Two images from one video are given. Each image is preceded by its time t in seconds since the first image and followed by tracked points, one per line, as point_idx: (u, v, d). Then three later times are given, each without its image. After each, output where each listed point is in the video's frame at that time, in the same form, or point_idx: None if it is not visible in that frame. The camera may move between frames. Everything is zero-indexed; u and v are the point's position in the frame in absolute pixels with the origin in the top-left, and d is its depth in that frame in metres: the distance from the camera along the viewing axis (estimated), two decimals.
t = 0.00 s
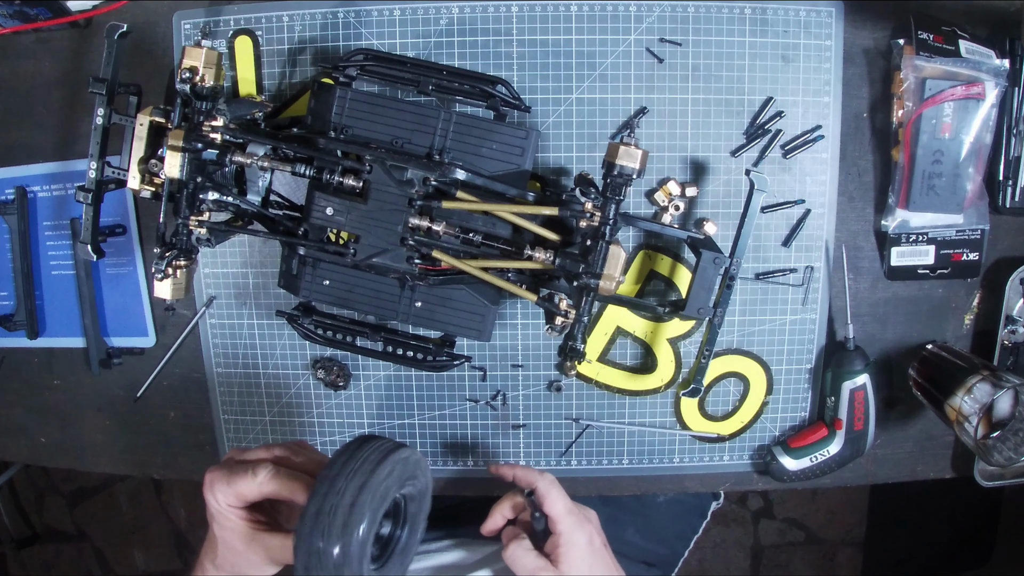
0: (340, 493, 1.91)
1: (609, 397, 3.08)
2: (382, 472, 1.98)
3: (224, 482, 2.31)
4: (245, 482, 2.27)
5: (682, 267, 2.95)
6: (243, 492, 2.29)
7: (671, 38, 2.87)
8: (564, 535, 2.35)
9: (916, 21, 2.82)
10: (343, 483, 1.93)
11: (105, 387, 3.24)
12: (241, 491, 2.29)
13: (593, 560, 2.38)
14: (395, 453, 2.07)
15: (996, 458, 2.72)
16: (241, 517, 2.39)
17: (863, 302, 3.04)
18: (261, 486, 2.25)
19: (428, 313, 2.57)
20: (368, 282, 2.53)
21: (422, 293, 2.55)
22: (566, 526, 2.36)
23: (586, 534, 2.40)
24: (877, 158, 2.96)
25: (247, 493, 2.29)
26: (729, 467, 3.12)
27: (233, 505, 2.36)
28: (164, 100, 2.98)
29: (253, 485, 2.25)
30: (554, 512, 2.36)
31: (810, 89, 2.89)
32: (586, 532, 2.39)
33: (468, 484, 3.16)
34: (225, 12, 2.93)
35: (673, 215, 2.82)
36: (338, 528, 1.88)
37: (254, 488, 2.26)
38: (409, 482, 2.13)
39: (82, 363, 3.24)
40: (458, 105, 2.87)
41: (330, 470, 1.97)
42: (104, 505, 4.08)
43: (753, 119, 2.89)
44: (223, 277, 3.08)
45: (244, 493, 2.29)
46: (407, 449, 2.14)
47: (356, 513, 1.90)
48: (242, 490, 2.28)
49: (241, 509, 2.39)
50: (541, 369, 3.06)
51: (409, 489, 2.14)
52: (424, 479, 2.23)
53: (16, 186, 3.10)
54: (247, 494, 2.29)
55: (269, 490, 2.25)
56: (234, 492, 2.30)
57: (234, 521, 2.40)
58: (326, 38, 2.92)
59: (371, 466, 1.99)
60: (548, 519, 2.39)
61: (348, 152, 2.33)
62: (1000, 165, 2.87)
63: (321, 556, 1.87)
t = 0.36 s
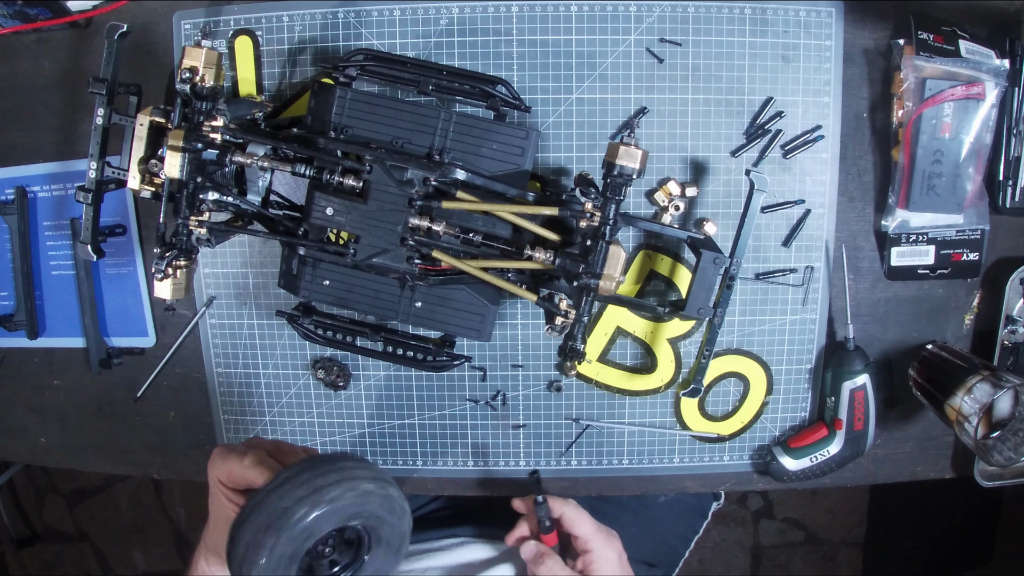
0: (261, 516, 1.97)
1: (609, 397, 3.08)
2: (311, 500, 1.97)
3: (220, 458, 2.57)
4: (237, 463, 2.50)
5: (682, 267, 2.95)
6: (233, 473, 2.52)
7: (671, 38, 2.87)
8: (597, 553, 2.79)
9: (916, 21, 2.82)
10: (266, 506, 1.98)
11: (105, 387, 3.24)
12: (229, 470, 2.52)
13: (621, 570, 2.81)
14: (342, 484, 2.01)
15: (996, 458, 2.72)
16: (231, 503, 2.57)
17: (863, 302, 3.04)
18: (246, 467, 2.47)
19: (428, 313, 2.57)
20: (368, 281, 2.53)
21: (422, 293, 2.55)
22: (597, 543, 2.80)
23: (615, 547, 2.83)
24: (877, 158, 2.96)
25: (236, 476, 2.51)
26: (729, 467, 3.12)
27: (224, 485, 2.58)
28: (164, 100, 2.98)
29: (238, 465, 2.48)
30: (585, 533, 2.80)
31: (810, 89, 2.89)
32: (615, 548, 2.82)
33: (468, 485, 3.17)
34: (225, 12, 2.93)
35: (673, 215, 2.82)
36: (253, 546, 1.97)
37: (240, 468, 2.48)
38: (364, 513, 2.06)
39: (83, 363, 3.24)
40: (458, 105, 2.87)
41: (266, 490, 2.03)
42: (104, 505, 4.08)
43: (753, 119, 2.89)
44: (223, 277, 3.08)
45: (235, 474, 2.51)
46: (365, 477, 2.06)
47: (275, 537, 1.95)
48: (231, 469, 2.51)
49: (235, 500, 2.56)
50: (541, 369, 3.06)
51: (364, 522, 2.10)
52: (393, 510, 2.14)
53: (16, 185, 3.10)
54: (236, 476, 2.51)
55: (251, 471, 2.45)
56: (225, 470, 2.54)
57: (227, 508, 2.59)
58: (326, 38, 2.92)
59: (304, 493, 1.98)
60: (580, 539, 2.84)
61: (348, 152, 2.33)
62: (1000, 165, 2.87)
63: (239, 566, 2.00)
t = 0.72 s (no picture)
0: (259, 512, 2.01)
1: (609, 397, 3.08)
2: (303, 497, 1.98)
3: (241, 448, 2.61)
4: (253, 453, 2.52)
5: (683, 267, 2.95)
6: (249, 463, 2.53)
7: (671, 38, 2.87)
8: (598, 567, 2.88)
9: (916, 21, 2.82)
10: (262, 503, 2.02)
11: (105, 387, 3.24)
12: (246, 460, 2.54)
13: None
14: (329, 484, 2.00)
15: (996, 458, 2.72)
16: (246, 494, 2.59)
17: (863, 302, 3.04)
18: (262, 457, 2.48)
19: (428, 313, 2.57)
20: (368, 282, 2.53)
21: (422, 293, 2.55)
22: (597, 556, 2.90)
23: (616, 559, 2.92)
24: (877, 158, 2.96)
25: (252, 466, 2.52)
26: (729, 467, 3.12)
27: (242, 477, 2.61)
28: (164, 100, 2.98)
29: (256, 456, 2.50)
30: (583, 548, 2.90)
31: (810, 89, 2.89)
32: (615, 558, 2.92)
33: (468, 485, 3.17)
34: (225, 12, 2.93)
35: (673, 215, 2.82)
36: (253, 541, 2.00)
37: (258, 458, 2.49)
38: (360, 511, 2.04)
39: (83, 363, 3.24)
40: (458, 105, 2.87)
41: (265, 487, 2.06)
42: (104, 505, 4.08)
43: (753, 119, 2.89)
44: (223, 277, 3.08)
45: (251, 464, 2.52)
46: (353, 477, 2.03)
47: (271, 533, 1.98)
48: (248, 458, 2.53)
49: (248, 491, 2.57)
50: (541, 369, 3.06)
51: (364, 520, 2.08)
52: (396, 516, 2.12)
53: (16, 185, 3.10)
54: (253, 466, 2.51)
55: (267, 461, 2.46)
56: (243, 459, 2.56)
57: (240, 500, 2.61)
58: (326, 38, 2.92)
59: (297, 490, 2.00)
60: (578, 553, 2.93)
61: (348, 152, 2.33)
62: (1000, 165, 2.87)
63: (241, 561, 2.04)
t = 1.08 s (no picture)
0: (270, 502, 2.01)
1: (609, 397, 3.08)
2: (318, 484, 2.01)
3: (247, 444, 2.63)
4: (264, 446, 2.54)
5: (683, 266, 2.95)
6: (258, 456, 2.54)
7: (671, 38, 2.87)
8: None
9: (916, 21, 2.82)
10: (275, 493, 2.02)
11: (105, 387, 3.24)
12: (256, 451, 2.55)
13: None
14: (345, 472, 2.03)
15: (996, 458, 2.72)
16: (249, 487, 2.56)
17: (863, 302, 3.04)
18: (272, 448, 2.50)
19: (428, 313, 2.57)
20: (368, 282, 2.53)
21: (422, 293, 2.55)
22: None
23: None
24: (877, 158, 2.96)
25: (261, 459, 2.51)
26: (729, 467, 3.12)
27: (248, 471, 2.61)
28: (164, 101, 2.98)
29: (266, 447, 2.52)
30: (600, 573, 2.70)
31: (810, 89, 2.89)
32: None
33: (469, 485, 3.17)
34: (225, 12, 2.93)
35: (673, 215, 2.82)
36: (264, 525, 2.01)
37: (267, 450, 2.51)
38: (371, 499, 2.08)
39: (83, 363, 3.24)
40: (458, 105, 2.87)
41: (276, 475, 2.07)
42: (104, 505, 4.08)
43: (753, 119, 2.89)
44: (223, 277, 3.07)
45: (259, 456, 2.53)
46: (369, 466, 2.07)
47: (284, 518, 1.99)
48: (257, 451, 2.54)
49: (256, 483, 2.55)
50: (541, 369, 3.06)
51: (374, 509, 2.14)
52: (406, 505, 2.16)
53: (16, 185, 3.10)
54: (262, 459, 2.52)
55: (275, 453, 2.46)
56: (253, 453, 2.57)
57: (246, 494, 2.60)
58: (326, 38, 2.92)
59: (312, 477, 2.02)
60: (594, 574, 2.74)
61: (348, 152, 2.33)
62: (1000, 165, 2.87)
63: (252, 548, 2.04)
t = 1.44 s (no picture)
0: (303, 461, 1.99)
1: (609, 397, 3.08)
2: (360, 445, 2.01)
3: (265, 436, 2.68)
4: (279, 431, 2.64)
5: (683, 267, 2.95)
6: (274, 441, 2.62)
7: (671, 38, 2.87)
8: None
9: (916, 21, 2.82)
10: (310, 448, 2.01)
11: (104, 387, 3.24)
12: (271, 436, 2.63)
13: None
14: (386, 437, 2.06)
15: (996, 458, 2.72)
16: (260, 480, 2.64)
17: (863, 302, 3.04)
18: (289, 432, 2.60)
19: (428, 313, 2.57)
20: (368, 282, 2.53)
21: (422, 293, 2.55)
22: None
23: None
24: (877, 158, 2.96)
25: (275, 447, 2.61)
26: (729, 467, 3.12)
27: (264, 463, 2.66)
28: (164, 101, 2.98)
29: (282, 431, 2.61)
30: None
31: (810, 89, 2.89)
32: None
33: (469, 484, 3.18)
34: (225, 12, 2.93)
35: (673, 215, 2.82)
36: (304, 482, 1.97)
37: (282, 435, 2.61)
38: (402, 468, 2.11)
39: (83, 363, 3.24)
40: (458, 105, 2.87)
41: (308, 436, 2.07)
42: (103, 505, 4.08)
43: (753, 119, 2.89)
44: (223, 278, 3.08)
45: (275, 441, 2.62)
46: (406, 435, 2.13)
47: (325, 475, 1.96)
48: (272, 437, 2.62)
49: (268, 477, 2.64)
50: (541, 369, 3.06)
51: (400, 480, 2.15)
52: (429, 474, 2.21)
53: (16, 186, 3.10)
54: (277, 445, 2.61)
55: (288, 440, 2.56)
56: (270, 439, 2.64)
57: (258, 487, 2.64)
58: (326, 38, 2.92)
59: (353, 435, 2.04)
60: None
61: (348, 152, 2.33)
62: (1000, 165, 2.87)
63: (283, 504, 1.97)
